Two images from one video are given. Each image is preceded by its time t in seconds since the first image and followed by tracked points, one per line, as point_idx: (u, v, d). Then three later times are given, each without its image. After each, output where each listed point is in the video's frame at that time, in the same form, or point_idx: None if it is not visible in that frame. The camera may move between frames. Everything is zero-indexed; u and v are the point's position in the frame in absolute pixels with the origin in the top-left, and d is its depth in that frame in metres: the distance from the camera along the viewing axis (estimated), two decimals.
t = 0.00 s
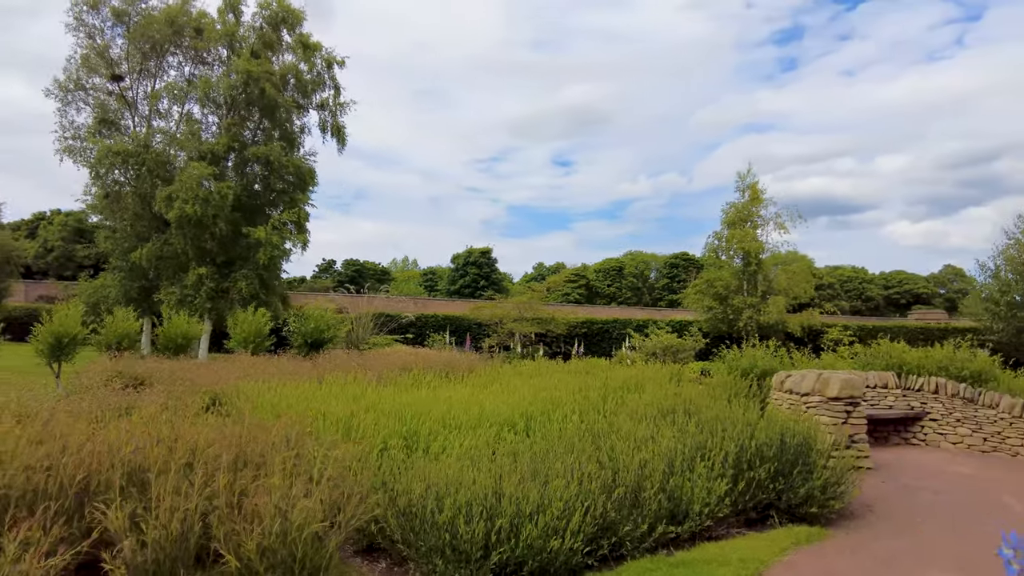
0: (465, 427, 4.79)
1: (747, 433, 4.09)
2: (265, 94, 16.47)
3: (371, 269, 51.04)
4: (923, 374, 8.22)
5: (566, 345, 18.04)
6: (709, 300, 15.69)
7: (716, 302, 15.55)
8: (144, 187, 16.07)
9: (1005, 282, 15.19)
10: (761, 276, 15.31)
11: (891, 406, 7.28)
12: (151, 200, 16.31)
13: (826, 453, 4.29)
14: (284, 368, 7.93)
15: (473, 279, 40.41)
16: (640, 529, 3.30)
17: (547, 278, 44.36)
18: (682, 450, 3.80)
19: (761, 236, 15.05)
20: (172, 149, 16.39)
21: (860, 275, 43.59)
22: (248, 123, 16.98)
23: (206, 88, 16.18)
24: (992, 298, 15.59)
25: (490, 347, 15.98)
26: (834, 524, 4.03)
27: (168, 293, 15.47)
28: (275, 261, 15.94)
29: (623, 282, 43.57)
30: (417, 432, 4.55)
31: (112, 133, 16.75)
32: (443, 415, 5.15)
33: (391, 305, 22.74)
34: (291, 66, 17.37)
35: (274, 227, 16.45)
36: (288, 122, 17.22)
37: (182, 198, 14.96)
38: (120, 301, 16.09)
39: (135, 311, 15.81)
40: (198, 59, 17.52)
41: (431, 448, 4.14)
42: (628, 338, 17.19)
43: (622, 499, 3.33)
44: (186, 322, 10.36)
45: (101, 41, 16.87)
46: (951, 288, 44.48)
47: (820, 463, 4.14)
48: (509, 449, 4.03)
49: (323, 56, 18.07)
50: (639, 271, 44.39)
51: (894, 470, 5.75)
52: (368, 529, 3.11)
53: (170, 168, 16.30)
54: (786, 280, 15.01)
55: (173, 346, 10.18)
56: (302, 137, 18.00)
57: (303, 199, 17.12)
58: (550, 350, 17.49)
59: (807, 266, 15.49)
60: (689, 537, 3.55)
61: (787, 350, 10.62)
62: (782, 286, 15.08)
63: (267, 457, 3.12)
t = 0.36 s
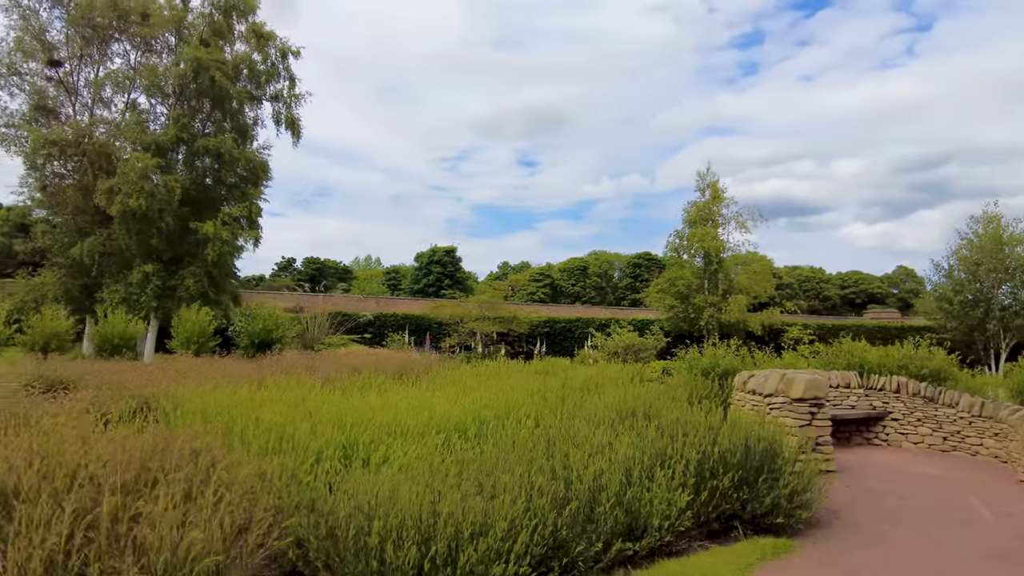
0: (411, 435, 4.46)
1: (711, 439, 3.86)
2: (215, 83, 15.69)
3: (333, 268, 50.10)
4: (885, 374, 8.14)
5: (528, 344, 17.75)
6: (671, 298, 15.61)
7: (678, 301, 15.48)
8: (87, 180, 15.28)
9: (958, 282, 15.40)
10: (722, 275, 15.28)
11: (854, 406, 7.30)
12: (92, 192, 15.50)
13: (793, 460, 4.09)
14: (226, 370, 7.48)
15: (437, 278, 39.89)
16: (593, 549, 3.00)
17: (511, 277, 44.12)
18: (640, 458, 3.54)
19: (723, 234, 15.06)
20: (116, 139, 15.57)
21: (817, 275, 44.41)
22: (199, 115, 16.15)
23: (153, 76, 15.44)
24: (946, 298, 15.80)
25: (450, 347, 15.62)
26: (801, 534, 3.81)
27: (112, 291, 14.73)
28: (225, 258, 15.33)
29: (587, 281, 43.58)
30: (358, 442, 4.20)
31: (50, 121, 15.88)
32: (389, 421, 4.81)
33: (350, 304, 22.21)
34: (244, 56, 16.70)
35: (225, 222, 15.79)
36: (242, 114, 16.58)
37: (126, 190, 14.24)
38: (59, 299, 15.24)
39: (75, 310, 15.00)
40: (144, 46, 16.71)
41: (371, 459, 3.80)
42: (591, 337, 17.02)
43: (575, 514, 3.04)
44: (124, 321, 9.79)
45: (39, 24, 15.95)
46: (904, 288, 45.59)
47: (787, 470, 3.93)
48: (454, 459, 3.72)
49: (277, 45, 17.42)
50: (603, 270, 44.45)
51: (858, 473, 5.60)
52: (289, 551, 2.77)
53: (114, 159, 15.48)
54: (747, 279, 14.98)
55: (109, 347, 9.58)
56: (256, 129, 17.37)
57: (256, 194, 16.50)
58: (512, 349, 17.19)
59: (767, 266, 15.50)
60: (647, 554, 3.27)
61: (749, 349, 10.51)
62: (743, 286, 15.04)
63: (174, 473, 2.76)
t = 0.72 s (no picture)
0: (353, 438, 4.13)
1: (673, 441, 3.63)
2: (163, 69, 15.02)
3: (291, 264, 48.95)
4: (844, 370, 8.08)
5: (489, 342, 17.28)
6: (631, 295, 15.51)
7: (638, 298, 15.38)
8: (19, 168, 14.47)
9: (911, 280, 15.63)
10: (682, 272, 15.22)
11: (815, 403, 7.17)
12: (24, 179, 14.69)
13: (759, 461, 3.89)
14: (160, 368, 7.00)
15: (398, 275, 39.25)
16: (547, 565, 2.72)
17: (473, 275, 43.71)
18: (598, 461, 3.29)
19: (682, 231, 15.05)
20: (49, 124, 14.49)
21: (773, 273, 45.16)
22: (140, 101, 15.26)
23: (91, 58, 14.52)
24: (899, 295, 16.03)
25: (407, 346, 15.24)
26: (768, 541, 3.61)
27: (46, 287, 13.88)
28: (168, 251, 14.45)
29: (549, 279, 43.47)
30: (293, 448, 3.85)
31: None
32: (330, 424, 4.47)
33: (306, 301, 21.58)
34: (192, 41, 15.83)
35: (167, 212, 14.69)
36: (190, 102, 15.90)
37: (60, 178, 13.41)
38: None
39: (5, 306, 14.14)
40: (82, 26, 15.78)
41: (303, 469, 3.47)
42: (551, 334, 16.82)
43: (525, 527, 2.76)
44: (54, 318, 9.15)
45: None
46: (856, 286, 46.71)
47: (753, 472, 3.72)
48: (395, 467, 3.41)
49: (228, 31, 16.62)
50: (565, 268, 44.40)
51: (820, 472, 5.45)
52: (200, 575, 2.43)
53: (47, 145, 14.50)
54: (707, 276, 14.92)
55: (36, 345, 8.95)
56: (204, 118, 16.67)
57: (205, 184, 15.80)
58: (471, 347, 16.88)
59: (726, 263, 15.50)
60: (605, 568, 3.01)
61: (709, 346, 10.38)
62: (702, 283, 14.97)
63: (66, 495, 2.40)
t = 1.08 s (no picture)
0: (277, 448, 3.79)
1: (621, 444, 3.43)
2: (89, 50, 14.03)
3: (236, 260, 47.42)
4: (793, 368, 8.06)
5: (438, 340, 16.96)
6: (582, 293, 15.38)
7: (589, 296, 15.26)
8: None
9: (855, 279, 15.98)
10: (632, 271, 15.16)
11: (765, 402, 7.09)
12: None
13: (711, 465, 3.71)
14: (75, 369, 6.46)
15: (347, 272, 38.38)
16: None
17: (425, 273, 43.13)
18: (541, 469, 3.05)
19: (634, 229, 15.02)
20: None
21: (721, 273, 45.97)
22: (64, 81, 14.25)
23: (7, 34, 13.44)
24: (843, 294, 16.33)
25: (353, 345, 14.76)
26: (721, 551, 3.41)
27: None
28: (94, 242, 13.48)
29: (503, 278, 43.24)
30: (207, 460, 3.49)
31: None
32: (254, 431, 4.11)
33: (248, 298, 20.78)
34: (124, 21, 14.79)
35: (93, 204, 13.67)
36: (122, 87, 14.95)
37: None
38: None
39: None
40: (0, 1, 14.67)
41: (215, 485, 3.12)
42: (501, 332, 16.56)
43: (458, 546, 2.48)
44: None
45: None
46: (799, 287, 48.02)
47: (705, 477, 3.54)
48: (319, 481, 3.09)
49: (165, 13, 15.52)
50: (518, 267, 44.23)
51: (771, 474, 5.32)
52: None
53: None
54: (657, 274, 14.89)
55: None
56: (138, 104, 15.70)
57: (139, 173, 14.65)
58: (419, 345, 16.49)
59: (675, 263, 15.52)
60: None
61: (660, 344, 10.28)
62: (653, 281, 14.92)
63: None
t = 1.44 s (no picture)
0: (193, 458, 3.44)
1: (569, 452, 3.18)
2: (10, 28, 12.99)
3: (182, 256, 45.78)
4: (746, 366, 7.95)
5: (388, 339, 16.50)
6: (537, 291, 15.13)
7: (544, 293, 15.02)
8: None
9: (805, 278, 16.18)
10: (587, 269, 15.01)
11: (719, 401, 6.95)
12: None
13: (664, 471, 3.48)
14: None
15: (298, 270, 37.37)
16: None
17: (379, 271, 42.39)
18: (480, 482, 2.78)
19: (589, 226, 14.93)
20: None
21: (674, 273, 46.49)
22: None
23: None
24: (794, 293, 16.52)
25: (299, 346, 14.21)
26: (675, 565, 3.17)
27: None
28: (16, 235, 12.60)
29: (459, 276, 42.81)
30: (108, 475, 3.12)
31: None
32: (171, 439, 3.74)
33: (191, 296, 19.91)
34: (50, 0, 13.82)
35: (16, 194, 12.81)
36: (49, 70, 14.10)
37: None
38: None
39: None
40: None
41: (113, 505, 2.78)
42: (454, 331, 16.20)
43: None
44: None
45: None
46: (749, 286, 48.97)
47: (657, 486, 3.30)
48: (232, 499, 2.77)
49: None
50: (475, 265, 43.88)
51: (726, 477, 5.13)
52: None
53: None
54: (611, 272, 14.79)
55: None
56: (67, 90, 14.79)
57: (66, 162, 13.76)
58: (369, 345, 16.01)
59: (630, 262, 15.51)
60: None
61: (613, 343, 10.10)
62: (606, 279, 14.79)
63: None
